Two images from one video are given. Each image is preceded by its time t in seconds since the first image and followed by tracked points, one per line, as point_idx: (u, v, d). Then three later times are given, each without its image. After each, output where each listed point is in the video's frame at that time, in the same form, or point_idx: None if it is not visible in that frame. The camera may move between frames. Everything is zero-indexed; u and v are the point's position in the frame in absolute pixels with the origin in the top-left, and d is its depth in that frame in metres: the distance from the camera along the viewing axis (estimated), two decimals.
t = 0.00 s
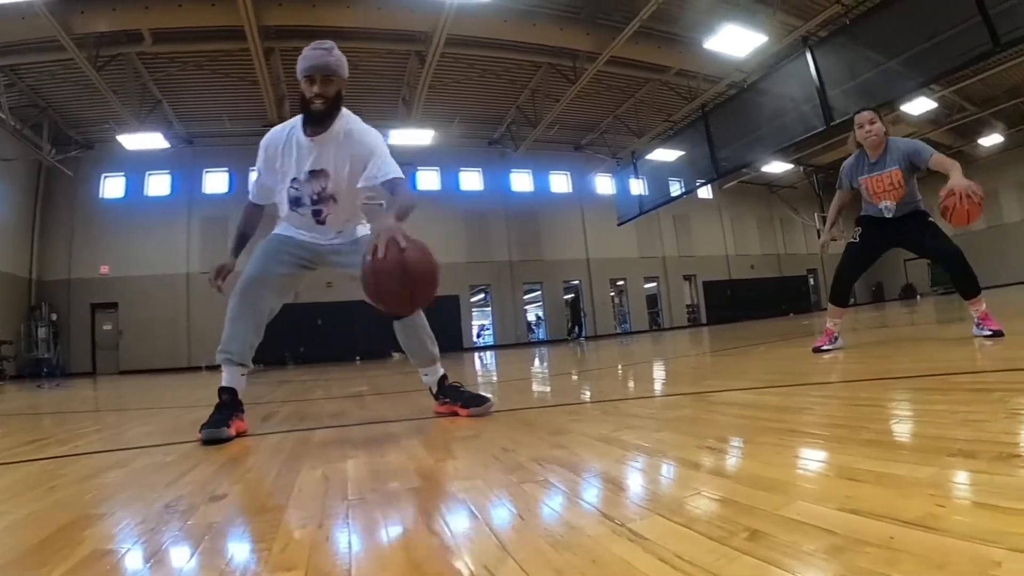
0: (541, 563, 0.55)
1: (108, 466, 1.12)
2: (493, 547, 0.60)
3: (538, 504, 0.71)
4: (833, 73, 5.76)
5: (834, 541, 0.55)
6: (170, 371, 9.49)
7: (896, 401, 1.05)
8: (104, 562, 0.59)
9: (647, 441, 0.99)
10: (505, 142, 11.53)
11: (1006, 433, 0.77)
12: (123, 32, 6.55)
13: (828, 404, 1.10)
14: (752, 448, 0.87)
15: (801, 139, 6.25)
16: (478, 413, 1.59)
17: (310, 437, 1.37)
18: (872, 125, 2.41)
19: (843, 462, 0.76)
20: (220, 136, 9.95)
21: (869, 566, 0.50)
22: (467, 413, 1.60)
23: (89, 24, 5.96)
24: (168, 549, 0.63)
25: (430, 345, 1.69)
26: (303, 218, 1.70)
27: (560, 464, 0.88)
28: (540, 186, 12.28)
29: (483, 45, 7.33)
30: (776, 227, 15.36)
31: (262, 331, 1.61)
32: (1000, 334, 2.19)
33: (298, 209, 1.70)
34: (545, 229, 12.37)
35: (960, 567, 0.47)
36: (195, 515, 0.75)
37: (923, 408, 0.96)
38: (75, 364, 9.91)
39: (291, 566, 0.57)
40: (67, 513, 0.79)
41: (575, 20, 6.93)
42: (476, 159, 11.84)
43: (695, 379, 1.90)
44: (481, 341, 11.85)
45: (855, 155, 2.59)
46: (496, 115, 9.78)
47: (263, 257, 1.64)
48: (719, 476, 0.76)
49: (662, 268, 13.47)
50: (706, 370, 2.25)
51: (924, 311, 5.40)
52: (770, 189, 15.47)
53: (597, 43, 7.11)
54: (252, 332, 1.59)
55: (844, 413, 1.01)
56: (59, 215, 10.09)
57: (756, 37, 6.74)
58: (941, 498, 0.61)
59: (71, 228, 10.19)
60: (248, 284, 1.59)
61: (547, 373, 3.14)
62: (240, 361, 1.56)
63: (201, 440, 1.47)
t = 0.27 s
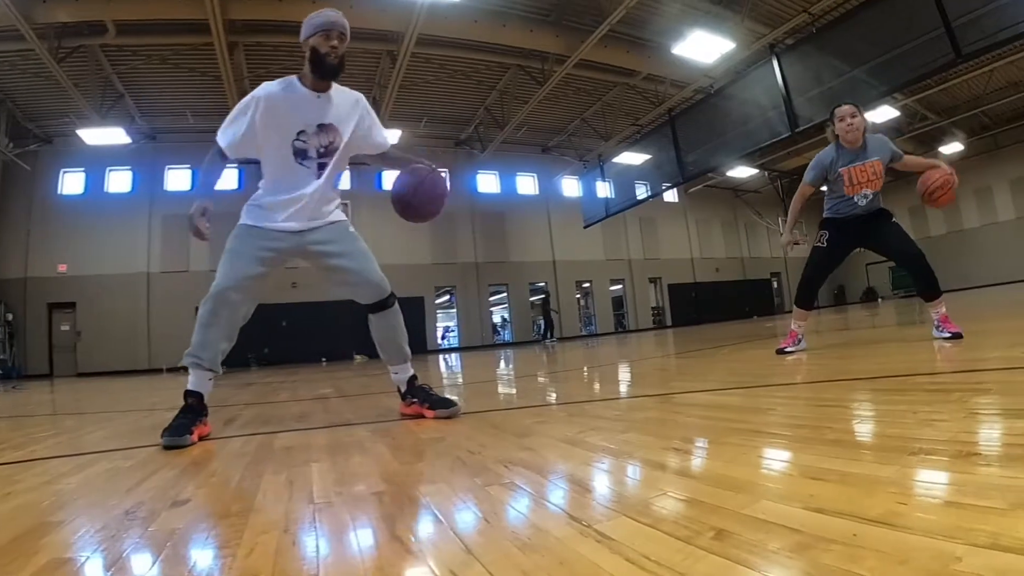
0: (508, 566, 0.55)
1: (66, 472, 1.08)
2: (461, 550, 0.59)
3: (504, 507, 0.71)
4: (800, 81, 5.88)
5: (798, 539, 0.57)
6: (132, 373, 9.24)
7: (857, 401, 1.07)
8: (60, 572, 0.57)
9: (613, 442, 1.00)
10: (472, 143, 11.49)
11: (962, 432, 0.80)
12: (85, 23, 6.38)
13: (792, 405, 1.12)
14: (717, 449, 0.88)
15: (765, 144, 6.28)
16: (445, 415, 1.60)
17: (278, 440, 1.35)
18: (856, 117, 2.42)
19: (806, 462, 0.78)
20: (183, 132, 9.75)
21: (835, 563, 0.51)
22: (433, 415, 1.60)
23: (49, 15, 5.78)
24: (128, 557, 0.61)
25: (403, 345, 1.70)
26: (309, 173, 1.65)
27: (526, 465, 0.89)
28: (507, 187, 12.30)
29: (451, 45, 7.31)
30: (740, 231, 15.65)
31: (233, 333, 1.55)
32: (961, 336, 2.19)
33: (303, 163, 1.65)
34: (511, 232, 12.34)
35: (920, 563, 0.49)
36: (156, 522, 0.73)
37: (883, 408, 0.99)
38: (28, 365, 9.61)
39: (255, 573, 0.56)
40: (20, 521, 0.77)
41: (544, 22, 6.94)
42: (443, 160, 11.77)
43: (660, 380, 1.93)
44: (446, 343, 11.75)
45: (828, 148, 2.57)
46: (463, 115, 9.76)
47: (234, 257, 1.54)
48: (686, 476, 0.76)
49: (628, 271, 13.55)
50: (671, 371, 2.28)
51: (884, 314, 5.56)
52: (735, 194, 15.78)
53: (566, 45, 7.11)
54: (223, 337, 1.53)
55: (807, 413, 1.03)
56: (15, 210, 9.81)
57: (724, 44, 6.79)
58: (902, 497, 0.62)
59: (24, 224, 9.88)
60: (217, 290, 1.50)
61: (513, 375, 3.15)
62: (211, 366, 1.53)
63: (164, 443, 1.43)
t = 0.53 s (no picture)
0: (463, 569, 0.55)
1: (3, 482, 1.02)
2: (416, 555, 0.59)
3: (460, 510, 0.70)
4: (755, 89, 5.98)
5: (751, 537, 0.58)
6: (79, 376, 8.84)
7: (808, 402, 1.11)
8: None
9: (568, 444, 1.01)
10: (427, 143, 11.40)
11: (909, 431, 0.83)
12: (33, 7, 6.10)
13: (744, 406, 1.15)
14: (670, 450, 0.89)
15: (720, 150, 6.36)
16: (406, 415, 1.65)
17: (232, 445, 1.32)
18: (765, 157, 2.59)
19: (758, 462, 0.80)
20: (136, 125, 9.42)
21: (787, 560, 0.52)
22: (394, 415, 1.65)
23: None
24: (71, 569, 0.59)
25: (372, 350, 1.70)
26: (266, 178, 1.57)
27: (481, 468, 0.89)
28: (461, 188, 12.28)
29: (413, 43, 7.25)
30: (694, 234, 16.06)
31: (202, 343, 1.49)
32: (906, 340, 2.26)
33: (261, 167, 1.57)
34: (466, 233, 12.32)
35: (870, 559, 0.50)
36: (103, 531, 0.70)
37: (833, 409, 1.02)
38: None
39: None
40: None
41: (505, 24, 6.92)
42: (399, 159, 11.62)
43: (615, 382, 1.97)
44: (400, 345, 11.62)
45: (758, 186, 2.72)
46: (421, 115, 9.69)
47: (206, 262, 1.44)
48: (641, 477, 0.77)
49: (582, 274, 13.70)
50: (624, 374, 2.32)
51: (831, 318, 5.78)
52: (690, 199, 16.16)
53: (525, 47, 7.16)
54: (190, 346, 1.46)
55: (759, 414, 1.06)
56: None
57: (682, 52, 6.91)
58: (852, 495, 0.64)
59: None
60: (185, 299, 1.40)
61: (467, 377, 3.15)
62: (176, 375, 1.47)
63: (112, 449, 1.37)
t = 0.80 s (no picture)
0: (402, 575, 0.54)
1: None
2: (359, 560, 0.57)
3: (401, 514, 0.70)
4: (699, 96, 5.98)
5: (692, 536, 0.59)
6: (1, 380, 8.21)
7: (747, 403, 1.15)
8: None
9: (509, 446, 1.01)
10: (372, 140, 11.11)
11: (845, 431, 0.86)
12: None
13: (685, 407, 1.18)
14: (610, 451, 0.91)
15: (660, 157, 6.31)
16: (344, 417, 1.60)
17: (169, 450, 1.26)
18: (722, 133, 2.57)
19: (696, 462, 0.82)
20: (68, 110, 8.85)
21: (728, 558, 0.54)
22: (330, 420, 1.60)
23: None
24: None
25: (297, 353, 1.60)
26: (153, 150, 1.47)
27: (424, 470, 0.88)
28: (405, 187, 12.00)
29: (360, 39, 7.06)
30: (634, 239, 16.56)
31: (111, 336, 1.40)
32: (841, 343, 2.36)
33: (150, 141, 1.48)
34: (409, 233, 12.06)
35: (809, 554, 0.53)
36: (28, 543, 0.66)
37: (771, 409, 1.07)
38: None
39: None
40: None
41: (455, 24, 6.77)
42: (343, 155, 11.22)
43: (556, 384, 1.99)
44: (341, 347, 11.27)
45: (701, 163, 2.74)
46: (365, 113, 9.48)
47: (107, 247, 1.37)
48: (582, 478, 0.78)
49: (524, 276, 13.74)
50: (565, 376, 2.34)
51: (766, 322, 6.04)
52: (630, 204, 16.64)
53: (474, 47, 7.04)
54: (100, 339, 1.38)
55: (701, 415, 1.09)
56: None
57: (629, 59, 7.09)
58: (790, 493, 0.66)
59: None
60: (85, 284, 1.33)
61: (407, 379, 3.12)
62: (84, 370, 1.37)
63: (32, 460, 1.28)
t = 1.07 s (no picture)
0: None
1: None
2: (285, 568, 0.55)
3: (328, 519, 0.68)
4: (632, 104, 5.97)
5: (622, 535, 0.60)
6: None
7: (675, 404, 1.18)
8: None
9: (439, 448, 1.00)
10: (303, 135, 10.17)
11: (769, 432, 0.90)
12: None
13: (614, 409, 1.21)
14: (540, 453, 0.92)
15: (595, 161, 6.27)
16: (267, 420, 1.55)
17: (77, 458, 1.16)
18: (693, 159, 2.56)
19: (624, 463, 0.83)
20: None
21: (657, 556, 0.55)
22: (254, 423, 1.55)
23: None
24: None
25: (213, 355, 1.53)
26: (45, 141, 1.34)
27: (351, 475, 0.86)
28: (336, 185, 11.10)
29: (295, 29, 6.45)
30: (568, 244, 16.32)
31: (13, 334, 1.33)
32: (765, 347, 2.42)
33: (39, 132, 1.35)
34: (337, 234, 11.11)
35: (736, 550, 0.55)
36: None
37: (697, 411, 1.11)
38: None
39: None
40: None
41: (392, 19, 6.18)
42: (267, 149, 10.21)
43: (485, 386, 1.99)
44: (263, 349, 10.14)
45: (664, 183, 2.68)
46: (291, 105, 8.71)
47: None
48: (512, 480, 0.78)
49: (454, 277, 13.03)
50: (496, 378, 2.34)
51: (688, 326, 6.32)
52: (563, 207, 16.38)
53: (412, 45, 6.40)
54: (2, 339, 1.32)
55: (629, 417, 1.12)
56: None
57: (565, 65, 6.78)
58: (716, 491, 0.69)
59: None
60: None
61: (332, 381, 3.01)
62: None
63: None
